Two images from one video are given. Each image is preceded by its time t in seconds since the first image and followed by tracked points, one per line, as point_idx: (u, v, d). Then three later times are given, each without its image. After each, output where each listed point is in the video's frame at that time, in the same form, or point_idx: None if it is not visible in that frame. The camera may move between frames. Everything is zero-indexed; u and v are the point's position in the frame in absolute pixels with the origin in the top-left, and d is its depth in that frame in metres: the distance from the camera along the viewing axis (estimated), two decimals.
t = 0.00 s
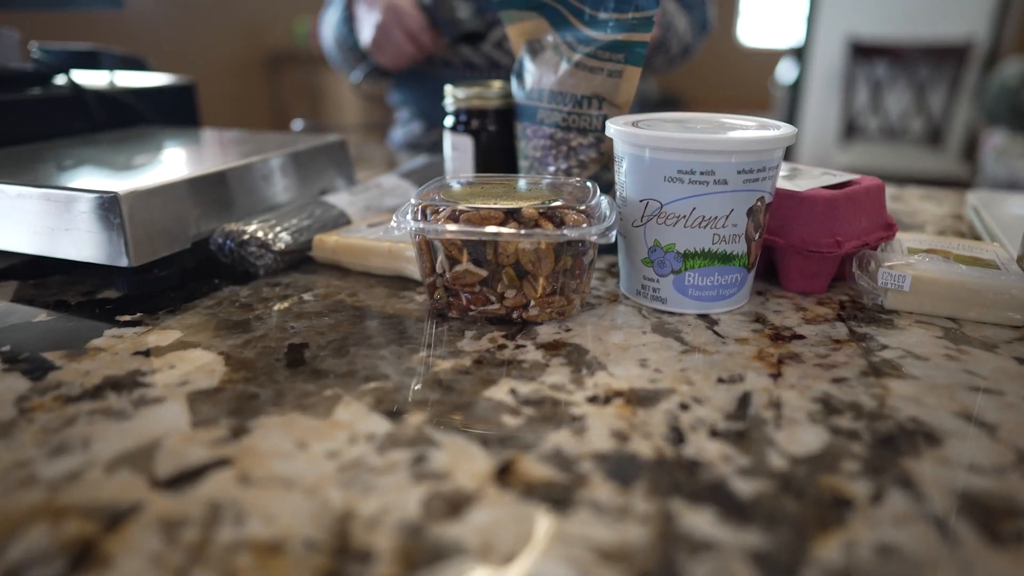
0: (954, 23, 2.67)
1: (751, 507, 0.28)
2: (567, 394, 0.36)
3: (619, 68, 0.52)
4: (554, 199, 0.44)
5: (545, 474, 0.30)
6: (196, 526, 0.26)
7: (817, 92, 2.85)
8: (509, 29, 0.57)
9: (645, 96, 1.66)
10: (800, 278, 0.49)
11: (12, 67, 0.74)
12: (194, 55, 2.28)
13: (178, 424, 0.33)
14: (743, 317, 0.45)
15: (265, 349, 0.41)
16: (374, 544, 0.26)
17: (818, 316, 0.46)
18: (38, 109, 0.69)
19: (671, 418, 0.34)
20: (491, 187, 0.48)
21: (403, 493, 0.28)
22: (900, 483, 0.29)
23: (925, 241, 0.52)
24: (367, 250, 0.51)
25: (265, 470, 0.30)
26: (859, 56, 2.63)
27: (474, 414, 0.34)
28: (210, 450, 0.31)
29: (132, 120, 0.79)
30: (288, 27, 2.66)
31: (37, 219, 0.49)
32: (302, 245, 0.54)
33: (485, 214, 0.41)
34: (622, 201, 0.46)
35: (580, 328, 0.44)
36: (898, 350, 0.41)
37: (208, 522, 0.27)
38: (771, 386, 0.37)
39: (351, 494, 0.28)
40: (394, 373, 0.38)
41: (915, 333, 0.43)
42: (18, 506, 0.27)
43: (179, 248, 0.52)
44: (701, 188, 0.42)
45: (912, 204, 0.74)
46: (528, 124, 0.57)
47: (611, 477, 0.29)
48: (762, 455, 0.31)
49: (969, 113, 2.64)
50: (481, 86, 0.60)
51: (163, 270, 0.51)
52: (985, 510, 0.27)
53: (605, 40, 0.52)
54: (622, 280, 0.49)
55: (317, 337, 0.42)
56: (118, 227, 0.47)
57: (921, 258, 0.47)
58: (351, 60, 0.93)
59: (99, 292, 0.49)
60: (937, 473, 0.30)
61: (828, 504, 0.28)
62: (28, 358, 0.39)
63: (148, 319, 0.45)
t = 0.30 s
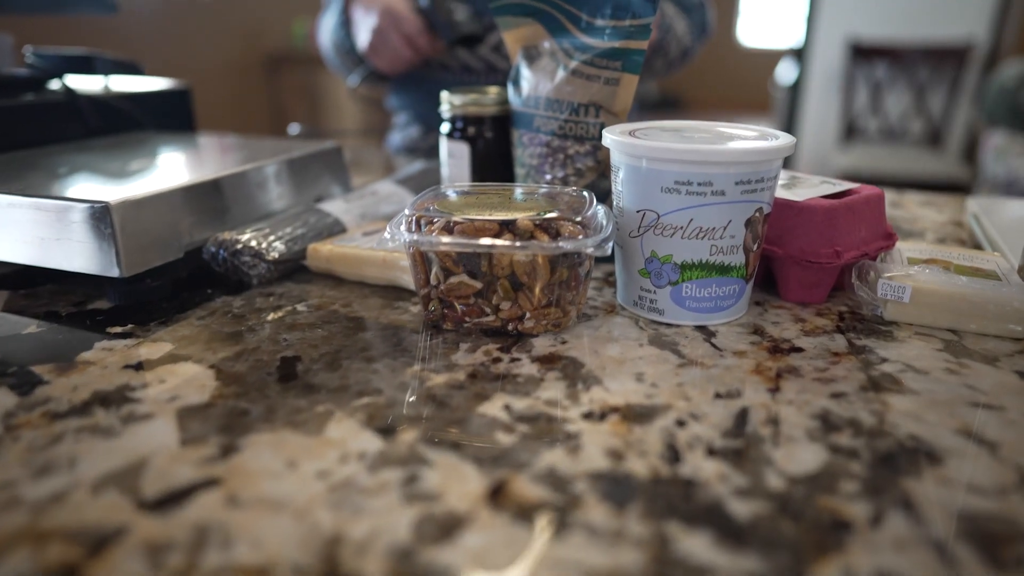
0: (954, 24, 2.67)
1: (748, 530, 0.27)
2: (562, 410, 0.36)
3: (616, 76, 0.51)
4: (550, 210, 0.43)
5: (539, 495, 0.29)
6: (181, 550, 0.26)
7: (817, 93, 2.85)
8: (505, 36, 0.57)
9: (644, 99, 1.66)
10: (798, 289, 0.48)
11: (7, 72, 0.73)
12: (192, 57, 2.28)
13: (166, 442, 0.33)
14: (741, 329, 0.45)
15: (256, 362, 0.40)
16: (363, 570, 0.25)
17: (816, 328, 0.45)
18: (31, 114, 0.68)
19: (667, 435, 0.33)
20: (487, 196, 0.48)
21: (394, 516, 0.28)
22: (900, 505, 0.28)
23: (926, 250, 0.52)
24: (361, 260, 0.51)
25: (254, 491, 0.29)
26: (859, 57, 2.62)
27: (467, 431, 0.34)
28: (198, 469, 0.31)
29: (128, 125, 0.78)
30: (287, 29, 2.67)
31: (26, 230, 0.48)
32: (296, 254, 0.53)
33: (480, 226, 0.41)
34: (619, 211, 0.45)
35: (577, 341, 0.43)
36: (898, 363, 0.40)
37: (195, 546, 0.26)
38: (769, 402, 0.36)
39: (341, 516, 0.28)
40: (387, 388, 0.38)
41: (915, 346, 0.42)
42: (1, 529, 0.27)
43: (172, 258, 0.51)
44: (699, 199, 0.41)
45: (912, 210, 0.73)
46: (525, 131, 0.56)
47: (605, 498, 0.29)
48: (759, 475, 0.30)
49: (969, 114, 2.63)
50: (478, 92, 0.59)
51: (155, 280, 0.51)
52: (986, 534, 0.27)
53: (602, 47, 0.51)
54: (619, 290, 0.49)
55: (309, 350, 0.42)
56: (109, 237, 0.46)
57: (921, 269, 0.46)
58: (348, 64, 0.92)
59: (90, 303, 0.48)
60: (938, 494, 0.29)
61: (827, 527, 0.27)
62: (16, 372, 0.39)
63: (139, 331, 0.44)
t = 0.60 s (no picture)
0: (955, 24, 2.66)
1: (745, 556, 0.27)
2: (558, 428, 0.35)
3: (614, 85, 0.51)
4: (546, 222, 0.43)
5: (533, 518, 0.29)
6: None
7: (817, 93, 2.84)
8: (503, 42, 0.57)
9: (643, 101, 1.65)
10: (798, 300, 0.48)
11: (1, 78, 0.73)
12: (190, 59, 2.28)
13: (155, 462, 0.32)
14: (740, 342, 0.44)
15: (249, 377, 0.40)
16: None
17: (816, 341, 0.45)
18: (25, 120, 0.67)
19: (664, 455, 0.33)
20: (483, 206, 0.47)
21: (385, 540, 0.27)
22: (900, 530, 0.28)
23: (927, 260, 0.51)
24: (356, 270, 0.50)
25: (243, 514, 0.29)
26: (859, 59, 2.61)
27: (461, 451, 0.33)
28: (187, 491, 0.30)
29: (123, 131, 0.78)
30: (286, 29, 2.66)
31: (18, 241, 0.47)
32: (291, 264, 0.53)
33: (475, 239, 0.40)
34: (616, 222, 0.45)
35: (573, 355, 0.43)
36: (898, 378, 0.40)
37: (182, 573, 0.26)
38: (768, 419, 0.36)
39: (331, 541, 0.27)
40: (381, 405, 0.37)
41: (916, 360, 0.42)
42: None
43: (165, 268, 0.51)
44: (697, 211, 0.41)
45: (912, 217, 0.73)
46: (522, 140, 0.56)
47: (601, 522, 0.28)
48: (757, 497, 0.30)
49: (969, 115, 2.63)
50: (474, 100, 0.59)
51: (148, 292, 0.50)
52: (988, 560, 0.26)
53: (599, 55, 0.51)
54: (616, 302, 0.48)
55: (303, 364, 0.41)
56: (100, 248, 0.46)
57: (922, 281, 0.46)
58: (345, 69, 0.91)
59: (82, 315, 0.48)
60: (939, 518, 0.29)
61: (826, 552, 0.27)
62: (4, 388, 0.38)
63: (130, 344, 0.44)
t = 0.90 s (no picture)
0: (954, 27, 2.65)
1: None
2: (554, 450, 0.35)
3: (611, 97, 0.50)
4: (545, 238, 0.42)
5: (528, 547, 0.28)
6: None
7: (818, 95, 2.83)
8: (500, 52, 0.57)
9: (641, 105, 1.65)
10: (798, 315, 0.47)
11: None
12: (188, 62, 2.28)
13: (145, 487, 0.32)
14: (739, 359, 0.44)
15: (241, 396, 0.39)
16: None
17: (816, 357, 0.44)
18: (18, 129, 0.67)
19: (662, 479, 0.32)
20: (478, 219, 0.46)
21: (378, 571, 0.27)
22: (902, 559, 0.27)
23: (928, 274, 0.51)
24: (351, 284, 0.50)
25: (234, 543, 0.28)
26: (859, 61, 2.61)
27: (456, 474, 0.33)
28: (177, 518, 0.30)
29: (117, 140, 0.77)
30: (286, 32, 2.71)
31: (10, 255, 0.47)
32: (285, 277, 0.52)
33: (471, 255, 0.40)
34: (614, 237, 0.44)
35: (570, 372, 0.42)
36: (899, 397, 0.39)
37: None
38: (767, 441, 0.35)
39: (323, 572, 0.27)
40: (375, 425, 0.37)
41: (917, 378, 0.41)
42: None
43: (159, 282, 0.50)
44: (695, 228, 0.40)
45: (913, 226, 0.72)
46: (519, 151, 0.55)
47: (597, 551, 0.28)
48: (757, 524, 0.29)
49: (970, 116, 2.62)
50: (471, 110, 0.58)
51: (141, 305, 0.50)
52: None
53: (597, 67, 0.50)
54: (614, 316, 0.48)
55: (297, 382, 0.41)
56: (93, 263, 0.45)
57: (923, 296, 0.45)
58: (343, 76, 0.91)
59: (74, 330, 0.47)
60: (941, 546, 0.28)
61: None
62: None
63: (123, 361, 0.43)
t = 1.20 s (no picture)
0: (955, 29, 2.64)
1: None
2: (550, 477, 0.34)
3: (609, 112, 0.50)
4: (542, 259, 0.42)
5: None
6: None
7: (817, 96, 2.83)
8: (498, 65, 0.57)
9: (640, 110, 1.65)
10: (797, 334, 0.47)
11: None
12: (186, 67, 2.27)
13: (135, 518, 0.31)
14: (738, 380, 0.43)
15: (234, 420, 0.39)
16: None
17: (815, 378, 0.44)
18: (11, 141, 0.66)
19: (659, 508, 0.32)
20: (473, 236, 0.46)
21: None
22: None
23: (929, 291, 0.50)
24: (347, 302, 0.49)
25: None
26: (859, 63, 2.60)
27: (451, 504, 0.32)
28: (167, 552, 0.29)
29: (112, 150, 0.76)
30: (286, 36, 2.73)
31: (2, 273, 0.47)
32: (281, 294, 0.52)
33: (467, 277, 0.40)
34: (611, 256, 0.44)
35: (567, 394, 0.42)
36: (899, 421, 0.39)
37: None
38: (766, 468, 0.35)
39: None
40: (369, 451, 0.36)
41: (917, 400, 0.41)
42: None
43: (153, 300, 0.50)
44: (694, 249, 0.40)
45: (914, 237, 0.72)
46: (517, 166, 0.55)
47: None
48: (755, 558, 0.29)
49: (970, 118, 2.61)
50: (468, 123, 0.58)
51: (134, 324, 0.49)
52: None
53: (595, 82, 0.50)
54: (612, 335, 0.47)
55: (291, 406, 0.40)
56: (85, 283, 0.45)
57: (923, 315, 0.45)
58: (341, 83, 0.91)
59: (67, 349, 0.47)
60: None
61: None
62: None
63: (115, 382, 0.43)
